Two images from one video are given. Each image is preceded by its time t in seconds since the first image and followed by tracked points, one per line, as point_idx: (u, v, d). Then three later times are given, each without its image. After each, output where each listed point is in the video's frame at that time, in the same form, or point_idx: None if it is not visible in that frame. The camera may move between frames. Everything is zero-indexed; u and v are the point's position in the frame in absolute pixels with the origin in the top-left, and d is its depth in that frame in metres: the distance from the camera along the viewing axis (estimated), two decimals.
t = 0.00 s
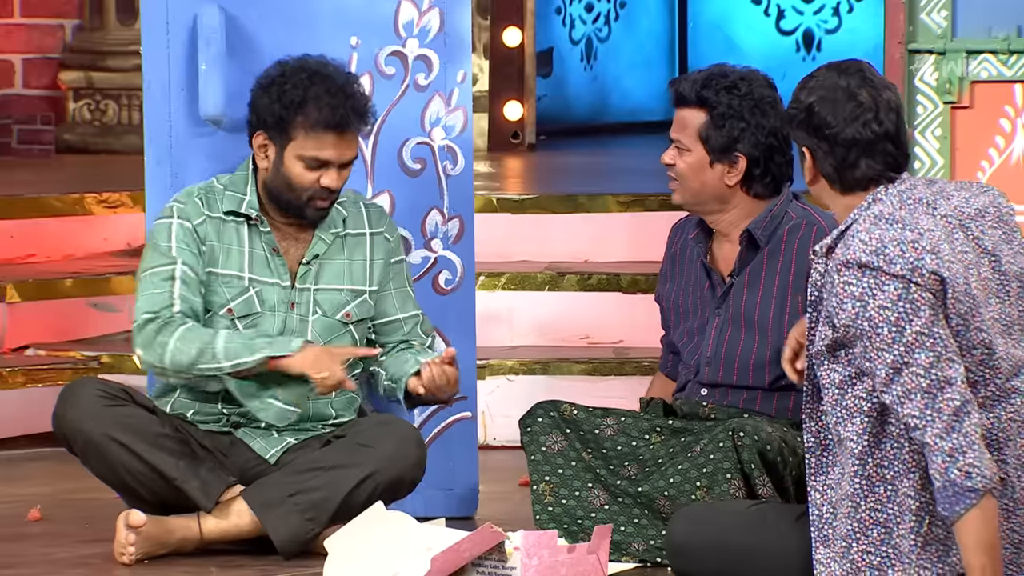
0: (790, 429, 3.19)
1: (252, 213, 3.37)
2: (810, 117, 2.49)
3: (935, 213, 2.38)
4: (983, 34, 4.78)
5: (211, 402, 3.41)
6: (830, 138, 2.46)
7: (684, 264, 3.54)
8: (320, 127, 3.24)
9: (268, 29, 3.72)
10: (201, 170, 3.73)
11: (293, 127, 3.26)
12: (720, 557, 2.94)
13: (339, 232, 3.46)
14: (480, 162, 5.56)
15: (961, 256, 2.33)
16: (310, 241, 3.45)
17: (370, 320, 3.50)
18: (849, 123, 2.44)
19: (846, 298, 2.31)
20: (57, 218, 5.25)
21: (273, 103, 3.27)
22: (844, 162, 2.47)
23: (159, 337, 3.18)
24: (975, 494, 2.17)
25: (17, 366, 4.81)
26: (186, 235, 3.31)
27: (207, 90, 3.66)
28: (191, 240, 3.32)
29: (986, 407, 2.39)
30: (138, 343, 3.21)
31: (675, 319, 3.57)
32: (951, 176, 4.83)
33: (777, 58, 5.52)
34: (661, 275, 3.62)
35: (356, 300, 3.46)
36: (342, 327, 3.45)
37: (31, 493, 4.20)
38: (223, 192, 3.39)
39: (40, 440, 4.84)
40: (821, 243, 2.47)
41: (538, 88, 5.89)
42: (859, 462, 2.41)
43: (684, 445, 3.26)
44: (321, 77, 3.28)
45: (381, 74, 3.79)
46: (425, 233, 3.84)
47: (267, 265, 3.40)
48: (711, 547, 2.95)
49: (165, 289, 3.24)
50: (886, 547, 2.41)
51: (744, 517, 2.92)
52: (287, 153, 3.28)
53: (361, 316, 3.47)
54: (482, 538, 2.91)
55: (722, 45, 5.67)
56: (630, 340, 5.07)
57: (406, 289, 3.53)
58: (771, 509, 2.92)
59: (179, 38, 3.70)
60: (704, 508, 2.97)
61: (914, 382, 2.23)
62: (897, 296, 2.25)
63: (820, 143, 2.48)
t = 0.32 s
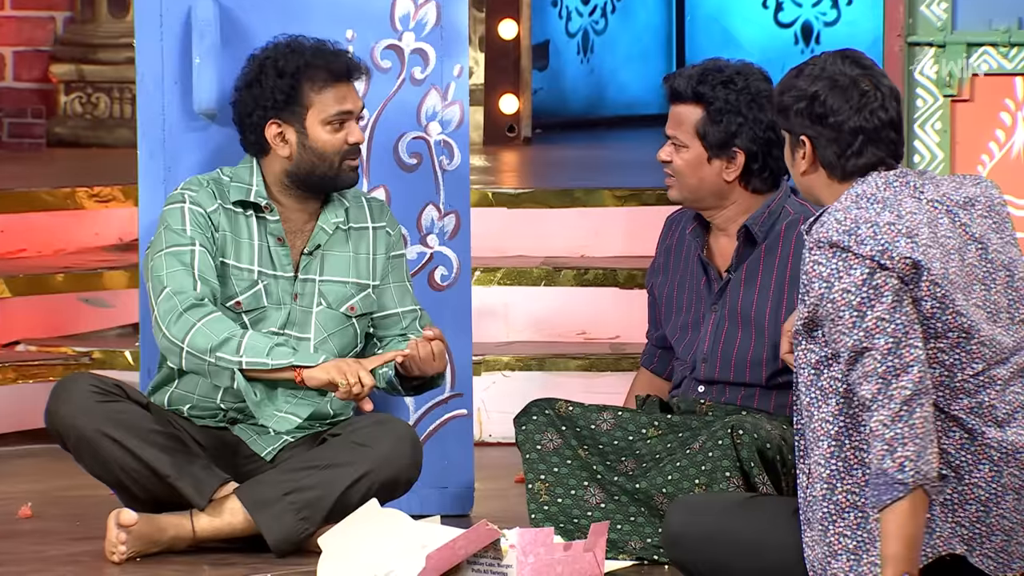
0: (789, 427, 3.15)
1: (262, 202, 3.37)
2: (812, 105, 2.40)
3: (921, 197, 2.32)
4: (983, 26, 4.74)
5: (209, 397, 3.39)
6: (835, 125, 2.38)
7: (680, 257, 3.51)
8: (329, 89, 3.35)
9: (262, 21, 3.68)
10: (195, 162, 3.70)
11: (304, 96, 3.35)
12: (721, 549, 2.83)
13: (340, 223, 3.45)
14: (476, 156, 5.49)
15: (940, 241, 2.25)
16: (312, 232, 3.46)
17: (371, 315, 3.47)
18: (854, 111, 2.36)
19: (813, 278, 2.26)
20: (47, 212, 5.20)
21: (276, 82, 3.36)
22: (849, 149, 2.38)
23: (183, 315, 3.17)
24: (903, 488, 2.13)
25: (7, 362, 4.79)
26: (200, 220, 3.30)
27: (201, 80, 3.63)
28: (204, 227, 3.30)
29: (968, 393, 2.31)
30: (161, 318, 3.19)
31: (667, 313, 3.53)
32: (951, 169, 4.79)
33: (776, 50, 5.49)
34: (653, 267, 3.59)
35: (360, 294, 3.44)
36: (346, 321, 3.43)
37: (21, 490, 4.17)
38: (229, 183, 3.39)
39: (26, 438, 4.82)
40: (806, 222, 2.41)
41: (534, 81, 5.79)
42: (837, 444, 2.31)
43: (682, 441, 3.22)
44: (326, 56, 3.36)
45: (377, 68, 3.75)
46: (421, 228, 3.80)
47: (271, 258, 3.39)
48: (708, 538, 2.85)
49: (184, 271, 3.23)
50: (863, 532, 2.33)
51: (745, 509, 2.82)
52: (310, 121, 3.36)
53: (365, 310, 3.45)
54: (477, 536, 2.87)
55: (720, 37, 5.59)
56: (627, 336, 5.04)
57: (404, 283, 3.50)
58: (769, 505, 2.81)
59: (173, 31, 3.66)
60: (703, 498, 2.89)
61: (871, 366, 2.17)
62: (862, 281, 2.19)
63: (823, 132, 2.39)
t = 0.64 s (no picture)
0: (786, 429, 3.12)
1: (255, 203, 3.34)
2: (791, 110, 2.38)
3: (899, 200, 2.30)
4: (980, 24, 4.71)
5: (200, 397, 3.36)
6: (815, 130, 2.37)
7: (674, 259, 3.48)
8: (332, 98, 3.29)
9: (254, 19, 3.65)
10: (187, 162, 3.66)
11: (304, 104, 3.29)
12: (712, 553, 2.81)
13: (336, 225, 3.42)
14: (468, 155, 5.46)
15: (919, 245, 2.25)
16: (308, 233, 3.42)
17: (365, 315, 3.44)
18: (835, 115, 2.35)
19: (790, 290, 2.23)
20: (35, 211, 5.16)
21: (281, 84, 3.31)
22: (830, 153, 2.37)
23: (174, 318, 3.14)
24: (884, 496, 2.14)
25: None
26: (192, 219, 3.27)
27: (193, 79, 3.59)
28: (197, 226, 3.27)
29: (953, 397, 2.30)
30: (151, 320, 3.16)
31: (663, 315, 3.50)
32: (947, 168, 4.74)
33: (770, 49, 5.44)
34: (647, 268, 3.57)
35: (354, 294, 3.42)
36: (340, 321, 3.40)
37: (9, 492, 4.14)
38: (223, 182, 3.35)
39: (13, 440, 4.82)
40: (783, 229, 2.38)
41: (527, 79, 5.73)
42: (823, 452, 2.30)
43: (676, 442, 3.19)
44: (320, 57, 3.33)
45: (370, 67, 3.71)
46: (414, 228, 3.77)
47: (265, 259, 3.36)
48: (701, 540, 2.82)
49: (175, 271, 3.19)
50: (852, 540, 2.31)
51: (740, 512, 2.79)
52: (303, 130, 3.30)
53: (359, 310, 3.42)
54: (469, 537, 2.85)
55: (714, 36, 5.52)
56: (621, 336, 5.01)
57: (400, 283, 3.48)
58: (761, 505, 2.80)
59: (164, 29, 3.63)
60: (697, 501, 2.86)
61: (850, 377, 2.17)
62: (838, 293, 2.17)
63: (803, 136, 2.38)
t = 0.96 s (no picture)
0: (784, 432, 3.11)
1: (251, 206, 3.31)
2: (772, 117, 2.37)
3: (881, 204, 2.28)
4: (978, 24, 4.46)
5: (193, 399, 3.33)
6: (796, 137, 2.36)
7: (671, 263, 3.46)
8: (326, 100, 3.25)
9: (247, 17, 3.62)
10: (179, 163, 3.63)
11: (298, 106, 3.26)
12: (712, 558, 2.78)
13: (332, 228, 3.39)
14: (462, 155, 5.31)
15: (902, 249, 2.24)
16: (304, 237, 3.39)
17: (361, 320, 3.41)
18: (815, 121, 2.34)
19: (773, 296, 2.23)
20: (26, 212, 5.12)
21: (274, 86, 3.28)
22: (811, 160, 2.36)
23: (180, 303, 3.12)
24: (874, 500, 2.14)
25: None
26: (193, 214, 3.25)
27: (185, 79, 3.57)
28: (196, 222, 3.25)
29: (943, 399, 2.29)
30: (156, 305, 3.14)
31: (659, 317, 3.48)
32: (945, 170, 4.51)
33: (767, 49, 5.43)
34: (644, 270, 3.54)
35: (350, 299, 3.38)
36: (335, 327, 3.37)
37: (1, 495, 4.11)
38: (220, 183, 3.33)
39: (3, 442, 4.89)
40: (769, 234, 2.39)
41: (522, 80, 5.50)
42: (812, 458, 2.28)
43: (673, 445, 3.16)
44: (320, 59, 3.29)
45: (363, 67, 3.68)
46: (408, 229, 3.74)
47: (261, 261, 3.33)
48: (699, 545, 2.80)
49: (179, 262, 3.18)
50: (843, 546, 2.26)
51: (739, 521, 2.75)
52: (298, 132, 3.27)
53: (354, 315, 3.39)
54: (464, 541, 2.83)
55: (710, 35, 5.48)
56: (617, 338, 4.99)
57: (396, 287, 3.43)
58: (755, 509, 2.78)
59: (156, 28, 3.60)
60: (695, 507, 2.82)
61: (835, 382, 2.18)
62: (820, 298, 2.17)
63: (784, 143, 2.37)
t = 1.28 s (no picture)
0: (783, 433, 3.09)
1: (250, 206, 3.28)
2: (761, 121, 2.31)
3: (869, 207, 2.25)
4: (979, 24, 4.43)
5: (190, 402, 3.30)
6: (785, 141, 2.29)
7: (670, 265, 3.43)
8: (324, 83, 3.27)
9: (242, 17, 3.59)
10: (174, 163, 3.61)
11: (296, 96, 3.26)
12: (711, 560, 2.75)
13: (330, 228, 3.37)
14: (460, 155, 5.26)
15: (889, 252, 2.20)
16: (301, 237, 3.37)
17: (360, 323, 3.38)
18: (805, 125, 2.28)
19: (758, 302, 2.19)
20: (20, 214, 5.11)
21: (269, 80, 3.27)
22: (800, 165, 2.30)
23: (181, 315, 3.09)
24: (864, 505, 2.10)
25: None
26: (191, 220, 3.22)
27: (180, 80, 3.55)
28: (195, 225, 3.22)
29: (936, 402, 2.24)
30: (157, 317, 3.10)
31: (658, 320, 3.45)
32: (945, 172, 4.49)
33: (767, 49, 5.40)
34: (642, 273, 3.52)
35: (349, 301, 3.36)
36: (333, 328, 3.34)
37: None
38: (217, 185, 3.30)
39: None
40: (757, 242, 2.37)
41: (520, 80, 5.44)
42: (806, 463, 2.25)
43: (672, 447, 3.13)
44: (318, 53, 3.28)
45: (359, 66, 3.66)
46: (404, 230, 3.72)
47: (259, 263, 3.30)
48: (698, 550, 2.76)
49: (179, 272, 3.15)
50: (838, 551, 2.23)
51: (734, 524, 2.73)
52: (302, 121, 3.26)
53: (353, 318, 3.36)
54: (461, 544, 2.80)
55: (709, 35, 5.45)
56: (615, 340, 4.97)
57: (395, 290, 3.41)
58: (751, 513, 2.76)
59: (151, 27, 3.57)
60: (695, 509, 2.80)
61: (822, 388, 2.14)
62: (804, 304, 2.13)
63: (773, 147, 2.31)
